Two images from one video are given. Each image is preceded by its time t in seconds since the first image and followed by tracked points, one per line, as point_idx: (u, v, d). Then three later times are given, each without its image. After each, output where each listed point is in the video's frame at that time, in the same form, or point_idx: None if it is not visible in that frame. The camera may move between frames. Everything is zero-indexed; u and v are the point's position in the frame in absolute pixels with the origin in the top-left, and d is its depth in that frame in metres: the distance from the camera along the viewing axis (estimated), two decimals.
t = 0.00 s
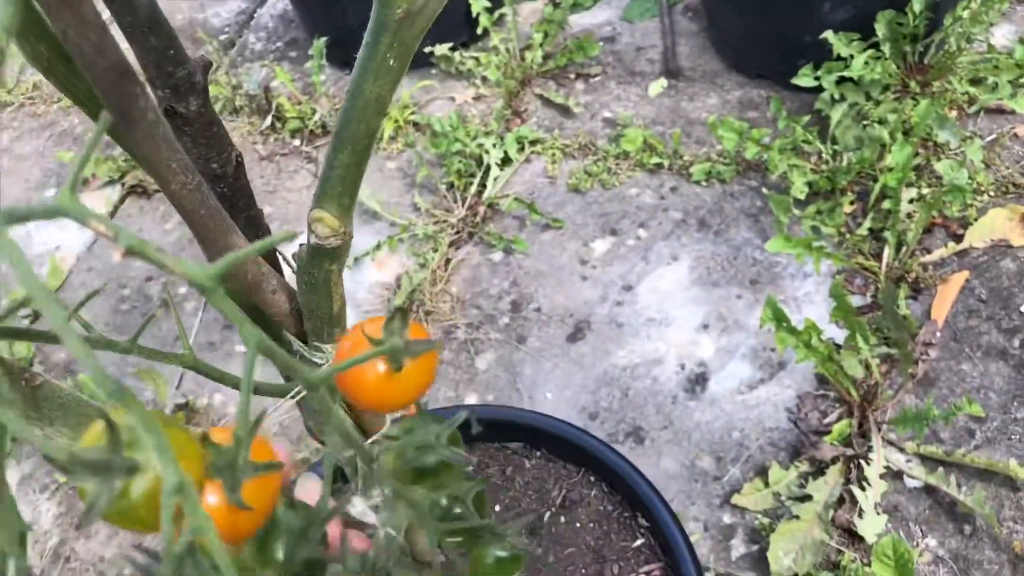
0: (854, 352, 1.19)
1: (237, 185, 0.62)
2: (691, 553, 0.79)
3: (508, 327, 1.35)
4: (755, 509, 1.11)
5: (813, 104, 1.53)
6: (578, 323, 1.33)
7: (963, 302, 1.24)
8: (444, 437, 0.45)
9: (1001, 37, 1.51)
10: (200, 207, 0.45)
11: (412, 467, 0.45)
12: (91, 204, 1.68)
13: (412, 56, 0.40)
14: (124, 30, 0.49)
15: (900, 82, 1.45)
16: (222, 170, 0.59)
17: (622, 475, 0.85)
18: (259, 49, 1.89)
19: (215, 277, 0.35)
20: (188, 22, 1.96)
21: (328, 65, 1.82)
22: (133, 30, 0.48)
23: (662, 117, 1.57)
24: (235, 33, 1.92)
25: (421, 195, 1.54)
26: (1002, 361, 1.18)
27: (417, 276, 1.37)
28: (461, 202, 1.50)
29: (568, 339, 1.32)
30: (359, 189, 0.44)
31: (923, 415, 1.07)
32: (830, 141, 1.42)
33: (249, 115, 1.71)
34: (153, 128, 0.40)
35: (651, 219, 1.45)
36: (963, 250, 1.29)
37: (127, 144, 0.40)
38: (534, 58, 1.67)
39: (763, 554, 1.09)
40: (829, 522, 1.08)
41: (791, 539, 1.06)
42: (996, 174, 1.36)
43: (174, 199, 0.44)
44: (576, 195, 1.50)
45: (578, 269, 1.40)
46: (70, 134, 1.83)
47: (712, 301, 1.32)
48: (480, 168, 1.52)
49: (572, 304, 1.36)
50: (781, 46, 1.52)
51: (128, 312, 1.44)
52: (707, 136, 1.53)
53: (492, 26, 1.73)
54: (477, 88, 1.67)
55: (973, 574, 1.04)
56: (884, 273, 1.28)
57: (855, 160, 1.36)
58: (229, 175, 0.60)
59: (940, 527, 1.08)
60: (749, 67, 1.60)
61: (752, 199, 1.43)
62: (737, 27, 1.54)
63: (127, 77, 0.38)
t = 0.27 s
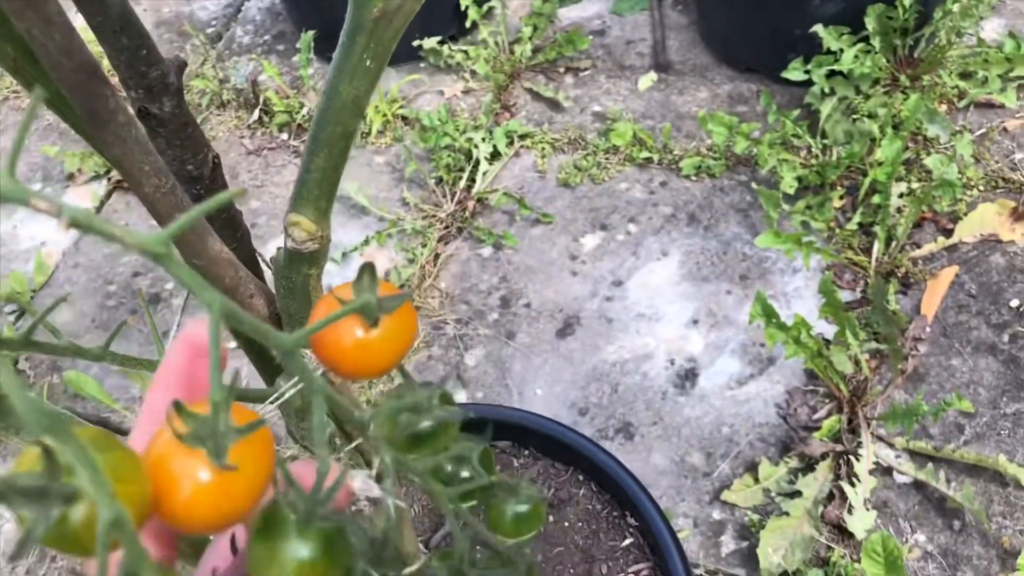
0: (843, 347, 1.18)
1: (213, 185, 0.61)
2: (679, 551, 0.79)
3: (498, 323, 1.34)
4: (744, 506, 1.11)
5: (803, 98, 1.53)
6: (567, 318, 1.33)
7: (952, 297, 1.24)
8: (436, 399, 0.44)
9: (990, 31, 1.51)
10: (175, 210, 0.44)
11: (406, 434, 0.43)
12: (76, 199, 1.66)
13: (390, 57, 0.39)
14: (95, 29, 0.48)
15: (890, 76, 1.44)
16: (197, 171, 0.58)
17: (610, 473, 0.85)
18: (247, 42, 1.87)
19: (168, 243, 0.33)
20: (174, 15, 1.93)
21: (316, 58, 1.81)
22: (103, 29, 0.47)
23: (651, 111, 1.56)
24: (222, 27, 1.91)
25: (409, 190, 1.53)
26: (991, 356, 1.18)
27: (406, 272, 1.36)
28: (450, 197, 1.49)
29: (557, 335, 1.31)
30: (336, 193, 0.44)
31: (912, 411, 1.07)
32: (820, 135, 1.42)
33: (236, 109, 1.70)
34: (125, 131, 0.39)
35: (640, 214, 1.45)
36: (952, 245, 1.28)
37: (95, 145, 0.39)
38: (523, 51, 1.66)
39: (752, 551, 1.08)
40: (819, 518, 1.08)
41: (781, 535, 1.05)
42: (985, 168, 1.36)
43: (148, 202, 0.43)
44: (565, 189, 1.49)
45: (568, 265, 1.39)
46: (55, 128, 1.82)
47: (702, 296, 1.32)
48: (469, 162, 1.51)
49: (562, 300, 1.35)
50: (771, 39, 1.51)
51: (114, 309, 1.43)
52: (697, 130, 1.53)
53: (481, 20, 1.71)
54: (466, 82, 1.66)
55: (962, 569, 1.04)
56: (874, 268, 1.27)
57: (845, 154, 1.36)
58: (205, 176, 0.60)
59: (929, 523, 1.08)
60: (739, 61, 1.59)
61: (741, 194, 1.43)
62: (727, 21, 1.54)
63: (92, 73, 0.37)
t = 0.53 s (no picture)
0: (839, 341, 1.19)
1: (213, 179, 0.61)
2: (677, 543, 0.79)
3: (493, 317, 1.34)
4: (740, 499, 1.11)
5: (798, 92, 1.53)
6: (563, 312, 1.33)
7: (946, 291, 1.24)
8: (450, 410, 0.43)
9: (984, 25, 1.51)
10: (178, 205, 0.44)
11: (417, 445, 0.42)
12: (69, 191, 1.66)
13: (396, 50, 0.39)
14: (95, 22, 0.48)
15: (885, 70, 1.45)
16: (196, 165, 0.59)
17: (607, 466, 0.85)
18: (240, 34, 1.86)
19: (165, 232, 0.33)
20: (167, 7, 1.92)
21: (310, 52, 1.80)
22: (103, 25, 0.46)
23: (647, 105, 1.56)
24: (215, 19, 1.90)
25: (404, 183, 1.52)
26: (985, 350, 1.19)
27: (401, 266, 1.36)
28: (445, 190, 1.49)
29: (553, 328, 1.31)
30: (340, 187, 0.43)
31: (907, 404, 1.08)
32: (815, 129, 1.42)
33: (230, 102, 1.69)
34: (129, 126, 0.39)
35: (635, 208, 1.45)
36: (947, 239, 1.29)
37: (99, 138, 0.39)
38: (518, 44, 1.65)
39: (748, 544, 1.09)
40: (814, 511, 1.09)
41: (777, 528, 1.06)
42: (979, 162, 1.36)
43: (152, 197, 0.43)
44: (561, 183, 1.49)
45: (564, 259, 1.39)
46: (48, 121, 1.81)
47: (697, 290, 1.32)
48: (464, 156, 1.51)
49: (557, 293, 1.35)
50: (766, 33, 1.51)
51: (107, 303, 1.42)
52: (692, 124, 1.53)
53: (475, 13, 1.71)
54: (461, 76, 1.65)
55: (956, 562, 1.05)
56: (868, 262, 1.28)
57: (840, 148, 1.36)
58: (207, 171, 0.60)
59: (924, 516, 1.08)
60: (734, 55, 1.59)
61: (737, 188, 1.43)
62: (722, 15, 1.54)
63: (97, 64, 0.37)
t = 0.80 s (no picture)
0: (837, 336, 1.19)
1: (223, 168, 0.61)
2: (678, 536, 0.79)
3: (492, 311, 1.34)
4: (738, 493, 1.11)
5: (796, 87, 1.53)
6: (561, 307, 1.33)
7: (944, 286, 1.25)
8: (484, 407, 0.42)
9: (982, 21, 1.51)
10: (190, 193, 0.44)
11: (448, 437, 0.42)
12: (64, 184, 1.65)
13: (411, 37, 0.39)
14: (109, 8, 0.48)
15: (883, 65, 1.45)
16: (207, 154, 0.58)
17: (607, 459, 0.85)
18: (237, 28, 1.86)
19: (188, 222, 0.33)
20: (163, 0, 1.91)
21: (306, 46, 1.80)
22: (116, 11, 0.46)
23: (644, 100, 1.56)
24: (211, 13, 1.89)
25: (402, 177, 1.52)
26: (983, 345, 1.19)
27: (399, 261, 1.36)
28: (443, 185, 1.49)
29: (551, 323, 1.31)
30: (354, 175, 0.43)
31: (905, 399, 1.08)
32: (813, 124, 1.42)
33: (226, 96, 1.69)
34: (143, 113, 0.39)
35: (633, 203, 1.45)
36: (944, 234, 1.29)
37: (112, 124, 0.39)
38: (516, 39, 1.65)
39: (746, 538, 1.09)
40: (812, 505, 1.09)
41: (775, 522, 1.06)
42: (977, 158, 1.37)
43: (165, 184, 0.43)
44: (559, 177, 1.49)
45: (562, 253, 1.39)
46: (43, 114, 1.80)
47: (695, 285, 1.32)
48: (461, 150, 1.51)
49: (555, 288, 1.35)
50: (765, 28, 1.51)
51: (102, 296, 1.42)
52: (690, 119, 1.53)
53: (473, 8, 1.71)
54: (458, 70, 1.65)
55: (954, 556, 1.05)
56: (867, 257, 1.28)
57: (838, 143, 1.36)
58: (217, 160, 0.60)
59: (921, 510, 1.08)
60: (732, 50, 1.59)
61: (735, 183, 1.43)
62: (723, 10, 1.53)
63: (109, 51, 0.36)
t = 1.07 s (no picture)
0: (834, 338, 1.20)
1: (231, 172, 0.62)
2: (677, 536, 0.80)
3: (491, 313, 1.34)
4: (736, 494, 1.12)
5: (794, 91, 1.54)
6: (560, 308, 1.34)
7: (940, 289, 1.26)
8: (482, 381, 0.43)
9: (979, 27, 1.52)
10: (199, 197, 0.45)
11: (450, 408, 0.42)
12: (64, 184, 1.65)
13: (418, 48, 0.40)
14: (125, 16, 0.48)
15: (880, 70, 1.46)
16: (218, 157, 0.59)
17: (605, 459, 0.86)
18: (237, 29, 1.86)
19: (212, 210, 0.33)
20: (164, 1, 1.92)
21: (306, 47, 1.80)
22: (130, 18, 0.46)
23: (643, 103, 1.57)
24: (212, 14, 1.90)
25: (402, 179, 1.53)
26: (979, 348, 1.20)
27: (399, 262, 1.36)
28: (442, 187, 1.49)
29: (550, 324, 1.32)
30: (361, 182, 0.44)
31: (901, 402, 1.09)
32: (811, 128, 1.43)
33: (227, 96, 1.69)
34: (152, 118, 0.40)
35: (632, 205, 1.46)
36: (941, 238, 1.30)
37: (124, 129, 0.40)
38: (516, 42, 1.66)
39: (744, 540, 1.10)
40: (809, 507, 1.10)
41: (772, 523, 1.07)
42: (973, 162, 1.38)
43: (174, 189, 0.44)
44: (558, 180, 1.50)
45: (561, 255, 1.40)
46: (43, 115, 1.81)
47: (694, 287, 1.33)
48: (461, 152, 1.52)
49: (554, 290, 1.36)
50: (764, 32, 1.52)
51: (103, 296, 1.42)
52: (689, 122, 1.54)
53: (473, 10, 1.71)
54: (458, 72, 1.65)
55: (949, 557, 1.06)
56: (864, 260, 1.29)
57: (836, 147, 1.37)
58: (227, 164, 0.60)
59: (917, 512, 1.09)
60: (730, 54, 1.60)
61: (733, 186, 1.44)
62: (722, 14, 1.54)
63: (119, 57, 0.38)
